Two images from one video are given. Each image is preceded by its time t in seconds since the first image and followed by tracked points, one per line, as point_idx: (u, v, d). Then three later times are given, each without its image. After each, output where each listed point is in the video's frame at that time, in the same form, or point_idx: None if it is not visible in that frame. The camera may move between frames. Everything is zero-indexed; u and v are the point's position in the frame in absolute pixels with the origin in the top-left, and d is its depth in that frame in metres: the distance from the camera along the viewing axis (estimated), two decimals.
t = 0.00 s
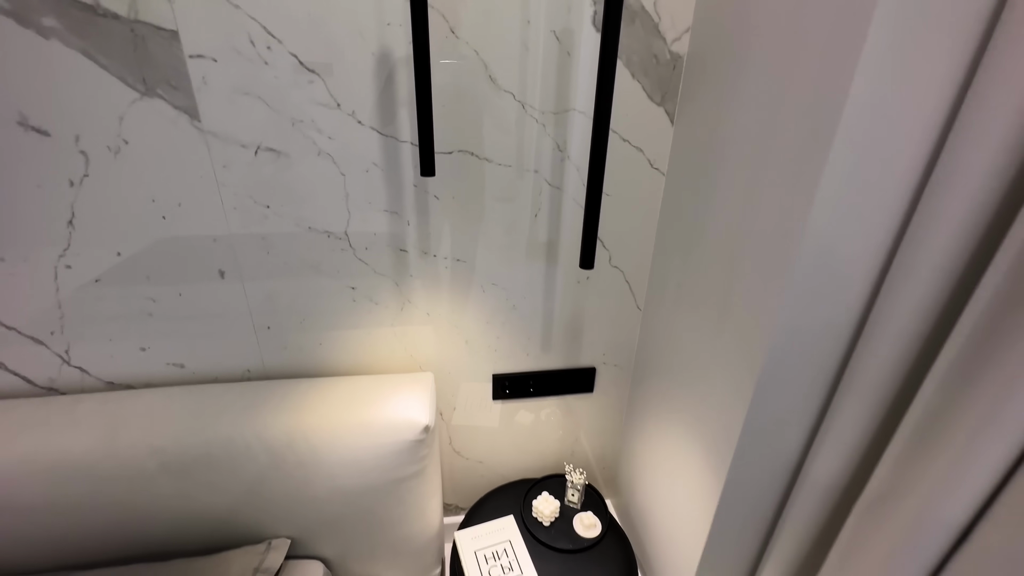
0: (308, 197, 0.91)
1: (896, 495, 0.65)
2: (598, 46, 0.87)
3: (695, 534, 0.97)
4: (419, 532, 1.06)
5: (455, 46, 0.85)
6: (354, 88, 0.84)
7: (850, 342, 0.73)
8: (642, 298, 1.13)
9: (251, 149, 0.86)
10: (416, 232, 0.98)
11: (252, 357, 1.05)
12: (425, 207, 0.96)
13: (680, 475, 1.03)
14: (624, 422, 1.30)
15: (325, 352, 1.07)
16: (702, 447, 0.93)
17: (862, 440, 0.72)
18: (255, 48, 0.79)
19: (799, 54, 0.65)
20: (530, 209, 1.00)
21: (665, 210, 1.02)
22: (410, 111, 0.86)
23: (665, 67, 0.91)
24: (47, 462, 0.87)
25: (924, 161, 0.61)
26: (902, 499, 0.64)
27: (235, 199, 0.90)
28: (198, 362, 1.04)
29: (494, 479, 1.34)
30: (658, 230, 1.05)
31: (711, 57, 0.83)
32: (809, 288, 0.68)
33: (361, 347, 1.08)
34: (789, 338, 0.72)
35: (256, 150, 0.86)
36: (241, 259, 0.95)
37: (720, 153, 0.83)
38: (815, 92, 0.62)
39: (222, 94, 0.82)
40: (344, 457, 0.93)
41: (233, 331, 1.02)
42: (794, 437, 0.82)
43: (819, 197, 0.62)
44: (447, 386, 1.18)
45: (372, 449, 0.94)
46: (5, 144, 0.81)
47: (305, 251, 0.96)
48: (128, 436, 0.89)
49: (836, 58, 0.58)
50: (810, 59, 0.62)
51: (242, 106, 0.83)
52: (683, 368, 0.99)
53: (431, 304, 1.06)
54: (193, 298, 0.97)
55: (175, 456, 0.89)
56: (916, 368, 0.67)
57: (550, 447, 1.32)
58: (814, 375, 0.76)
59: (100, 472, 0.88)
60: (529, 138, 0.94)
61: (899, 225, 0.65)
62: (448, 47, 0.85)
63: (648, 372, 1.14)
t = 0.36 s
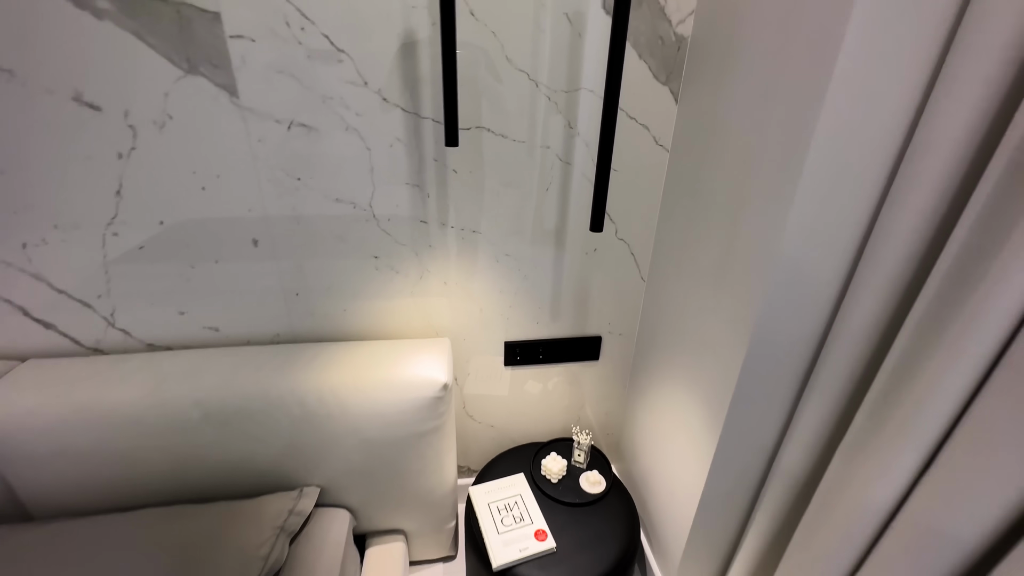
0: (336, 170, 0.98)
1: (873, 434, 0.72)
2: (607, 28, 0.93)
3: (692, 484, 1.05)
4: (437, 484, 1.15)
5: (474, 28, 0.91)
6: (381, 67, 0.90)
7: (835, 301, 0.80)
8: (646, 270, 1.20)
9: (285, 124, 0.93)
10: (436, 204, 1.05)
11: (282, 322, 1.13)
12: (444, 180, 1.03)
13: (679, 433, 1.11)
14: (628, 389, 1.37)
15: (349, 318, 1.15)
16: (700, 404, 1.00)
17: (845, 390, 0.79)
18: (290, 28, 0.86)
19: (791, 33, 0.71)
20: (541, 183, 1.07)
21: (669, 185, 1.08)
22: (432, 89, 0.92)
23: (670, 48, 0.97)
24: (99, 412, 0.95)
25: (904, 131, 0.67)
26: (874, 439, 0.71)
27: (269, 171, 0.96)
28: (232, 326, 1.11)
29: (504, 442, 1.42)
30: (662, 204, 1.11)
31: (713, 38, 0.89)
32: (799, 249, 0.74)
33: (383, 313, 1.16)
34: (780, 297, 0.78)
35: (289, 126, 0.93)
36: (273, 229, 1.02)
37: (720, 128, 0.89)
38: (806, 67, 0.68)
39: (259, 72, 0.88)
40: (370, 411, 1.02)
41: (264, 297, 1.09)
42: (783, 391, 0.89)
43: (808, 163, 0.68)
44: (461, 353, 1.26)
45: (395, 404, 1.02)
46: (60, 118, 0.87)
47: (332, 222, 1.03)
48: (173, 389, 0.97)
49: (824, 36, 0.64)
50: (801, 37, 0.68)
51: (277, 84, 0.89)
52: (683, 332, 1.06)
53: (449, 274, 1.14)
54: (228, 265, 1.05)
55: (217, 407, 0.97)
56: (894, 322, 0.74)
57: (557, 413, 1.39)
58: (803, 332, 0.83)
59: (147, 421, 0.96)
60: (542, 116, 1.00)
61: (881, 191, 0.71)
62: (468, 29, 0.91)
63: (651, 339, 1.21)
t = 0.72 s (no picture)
0: (361, 155, 1.06)
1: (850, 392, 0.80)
2: (612, 22, 1.01)
3: (689, 448, 1.13)
4: (451, 450, 1.23)
5: (489, 22, 0.99)
6: (403, 59, 0.98)
7: (819, 273, 0.87)
8: (647, 251, 1.28)
9: (315, 112, 1.01)
10: (452, 187, 1.13)
11: (308, 298, 1.21)
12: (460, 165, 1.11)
13: (677, 402, 1.19)
14: (630, 365, 1.45)
15: (370, 294, 1.23)
16: (696, 372, 1.08)
17: (828, 354, 0.87)
18: (321, 23, 0.93)
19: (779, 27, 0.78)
20: (550, 167, 1.14)
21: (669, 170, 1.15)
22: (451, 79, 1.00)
23: (671, 42, 1.04)
24: (144, 375, 1.04)
25: (880, 117, 0.74)
26: (848, 399, 0.78)
27: (299, 156, 1.05)
28: (261, 301, 1.20)
29: (512, 415, 1.51)
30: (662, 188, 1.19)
31: (711, 31, 0.96)
32: (786, 224, 0.82)
33: (401, 290, 1.24)
34: (769, 269, 0.86)
35: (318, 113, 1.01)
36: (301, 209, 1.10)
37: (716, 115, 0.96)
38: (791, 59, 0.75)
39: (292, 63, 0.96)
40: (391, 378, 1.10)
41: (292, 274, 1.18)
42: (773, 358, 0.97)
43: (794, 145, 0.75)
44: (473, 329, 1.34)
45: (414, 372, 1.10)
46: (112, 106, 0.96)
47: (356, 203, 1.11)
48: (212, 356, 1.06)
49: (807, 31, 0.72)
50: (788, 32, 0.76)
51: (308, 74, 0.97)
52: (682, 307, 1.14)
53: (463, 253, 1.22)
54: (260, 243, 1.13)
55: (251, 373, 1.06)
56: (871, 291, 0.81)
57: (562, 388, 1.48)
58: (790, 303, 0.90)
59: (189, 384, 1.05)
60: (551, 104, 1.08)
61: (860, 171, 0.78)
62: (484, 23, 0.99)
63: (652, 316, 1.29)
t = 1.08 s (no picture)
0: (375, 144, 1.12)
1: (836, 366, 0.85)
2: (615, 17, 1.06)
3: (686, 425, 1.19)
4: (460, 427, 1.29)
5: (498, 17, 1.04)
6: (417, 53, 1.04)
7: (809, 255, 0.92)
8: (648, 238, 1.33)
9: (332, 103, 1.06)
10: (462, 176, 1.18)
11: (323, 281, 1.27)
12: (469, 154, 1.16)
13: (675, 382, 1.24)
14: (631, 349, 1.51)
15: (383, 278, 1.29)
16: (693, 352, 1.14)
17: (817, 332, 0.92)
18: (340, 19, 0.99)
19: (771, 22, 0.83)
20: (555, 156, 1.20)
21: (669, 159, 1.21)
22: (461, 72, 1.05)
23: (672, 36, 1.09)
24: (171, 352, 1.10)
25: (866, 106, 0.79)
26: (832, 372, 0.82)
27: (317, 145, 1.10)
28: (279, 284, 1.26)
29: (517, 396, 1.57)
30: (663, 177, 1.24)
31: (709, 25, 1.01)
32: (776, 208, 0.87)
33: (412, 275, 1.30)
34: (761, 251, 0.91)
35: (335, 104, 1.06)
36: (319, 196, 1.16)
37: (713, 106, 1.01)
38: (782, 52, 0.80)
39: (312, 57, 1.02)
40: (403, 356, 1.16)
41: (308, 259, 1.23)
42: (766, 338, 1.02)
43: (784, 132, 0.80)
44: (481, 313, 1.40)
45: (425, 351, 1.16)
46: (142, 97, 1.01)
47: (370, 190, 1.17)
48: (235, 334, 1.12)
49: (796, 25, 0.76)
50: (779, 26, 0.81)
51: (326, 67, 1.03)
52: (680, 291, 1.19)
53: (472, 239, 1.27)
54: (278, 228, 1.18)
55: (272, 350, 1.12)
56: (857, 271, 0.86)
57: (566, 371, 1.53)
58: (782, 284, 0.95)
59: (213, 360, 1.11)
60: (556, 96, 1.13)
61: (847, 158, 0.83)
62: (493, 18, 1.04)
63: (652, 301, 1.35)
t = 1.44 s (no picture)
0: (380, 144, 1.14)
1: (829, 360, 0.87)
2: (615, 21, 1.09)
3: (685, 419, 1.21)
4: (462, 422, 1.32)
5: (500, 21, 1.07)
6: (422, 56, 1.06)
7: (803, 252, 0.95)
8: (647, 237, 1.36)
9: (339, 104, 1.09)
10: (465, 175, 1.21)
11: (329, 279, 1.30)
12: (473, 154, 1.19)
13: (673, 378, 1.27)
14: (631, 346, 1.53)
15: (387, 276, 1.32)
16: (691, 348, 1.16)
17: (812, 328, 0.94)
18: (347, 22, 1.02)
19: (765, 26, 0.85)
20: (556, 157, 1.22)
21: (668, 160, 1.23)
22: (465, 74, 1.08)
23: (670, 39, 1.12)
24: (180, 347, 1.13)
25: (857, 108, 0.81)
26: (825, 366, 0.85)
27: (324, 145, 1.13)
28: (286, 281, 1.28)
29: (519, 393, 1.59)
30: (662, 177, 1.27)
31: (707, 28, 1.04)
32: (771, 207, 0.89)
33: (416, 273, 1.33)
34: (756, 248, 0.93)
35: (342, 105, 1.09)
36: (325, 195, 1.18)
37: (710, 107, 1.04)
38: (776, 55, 0.82)
39: (320, 60, 1.04)
40: (407, 352, 1.18)
41: (314, 257, 1.26)
42: (762, 334, 1.04)
43: (778, 133, 0.83)
44: (483, 310, 1.42)
45: (429, 346, 1.19)
46: (154, 98, 1.04)
47: (375, 190, 1.19)
48: (243, 329, 1.15)
49: (790, 29, 0.79)
50: (774, 29, 0.83)
51: (334, 69, 1.06)
52: (678, 288, 1.22)
53: (475, 238, 1.30)
54: (285, 227, 1.21)
55: (280, 346, 1.15)
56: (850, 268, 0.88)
57: (567, 368, 1.56)
58: (777, 281, 0.98)
59: (222, 355, 1.14)
60: (556, 98, 1.15)
61: (840, 158, 0.85)
62: (496, 22, 1.07)
63: (651, 299, 1.37)
